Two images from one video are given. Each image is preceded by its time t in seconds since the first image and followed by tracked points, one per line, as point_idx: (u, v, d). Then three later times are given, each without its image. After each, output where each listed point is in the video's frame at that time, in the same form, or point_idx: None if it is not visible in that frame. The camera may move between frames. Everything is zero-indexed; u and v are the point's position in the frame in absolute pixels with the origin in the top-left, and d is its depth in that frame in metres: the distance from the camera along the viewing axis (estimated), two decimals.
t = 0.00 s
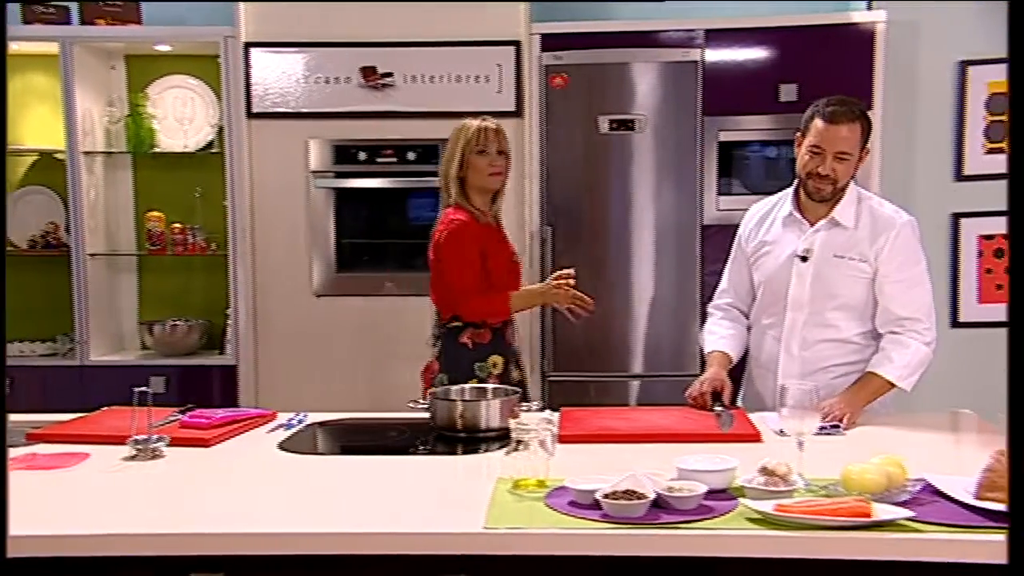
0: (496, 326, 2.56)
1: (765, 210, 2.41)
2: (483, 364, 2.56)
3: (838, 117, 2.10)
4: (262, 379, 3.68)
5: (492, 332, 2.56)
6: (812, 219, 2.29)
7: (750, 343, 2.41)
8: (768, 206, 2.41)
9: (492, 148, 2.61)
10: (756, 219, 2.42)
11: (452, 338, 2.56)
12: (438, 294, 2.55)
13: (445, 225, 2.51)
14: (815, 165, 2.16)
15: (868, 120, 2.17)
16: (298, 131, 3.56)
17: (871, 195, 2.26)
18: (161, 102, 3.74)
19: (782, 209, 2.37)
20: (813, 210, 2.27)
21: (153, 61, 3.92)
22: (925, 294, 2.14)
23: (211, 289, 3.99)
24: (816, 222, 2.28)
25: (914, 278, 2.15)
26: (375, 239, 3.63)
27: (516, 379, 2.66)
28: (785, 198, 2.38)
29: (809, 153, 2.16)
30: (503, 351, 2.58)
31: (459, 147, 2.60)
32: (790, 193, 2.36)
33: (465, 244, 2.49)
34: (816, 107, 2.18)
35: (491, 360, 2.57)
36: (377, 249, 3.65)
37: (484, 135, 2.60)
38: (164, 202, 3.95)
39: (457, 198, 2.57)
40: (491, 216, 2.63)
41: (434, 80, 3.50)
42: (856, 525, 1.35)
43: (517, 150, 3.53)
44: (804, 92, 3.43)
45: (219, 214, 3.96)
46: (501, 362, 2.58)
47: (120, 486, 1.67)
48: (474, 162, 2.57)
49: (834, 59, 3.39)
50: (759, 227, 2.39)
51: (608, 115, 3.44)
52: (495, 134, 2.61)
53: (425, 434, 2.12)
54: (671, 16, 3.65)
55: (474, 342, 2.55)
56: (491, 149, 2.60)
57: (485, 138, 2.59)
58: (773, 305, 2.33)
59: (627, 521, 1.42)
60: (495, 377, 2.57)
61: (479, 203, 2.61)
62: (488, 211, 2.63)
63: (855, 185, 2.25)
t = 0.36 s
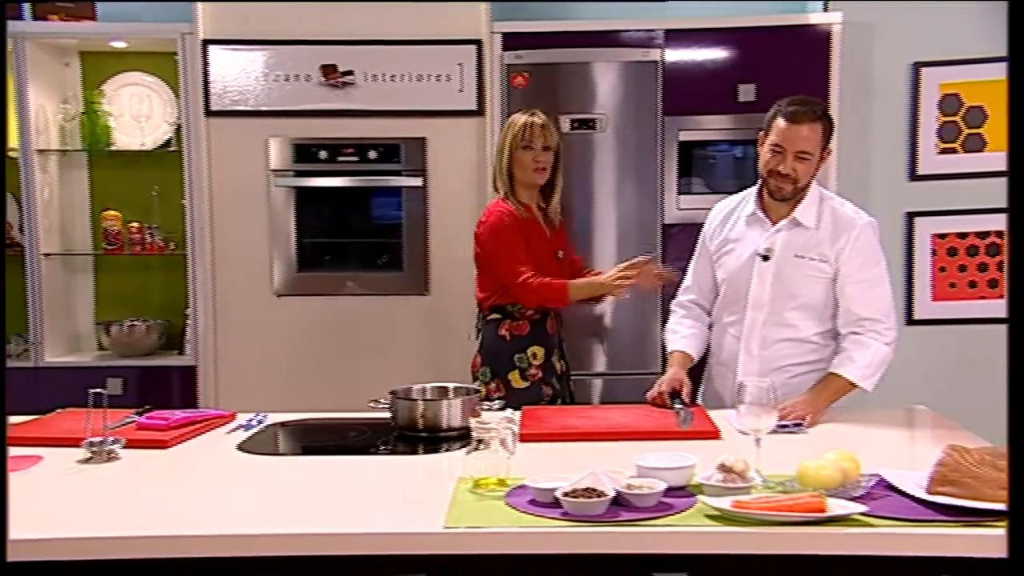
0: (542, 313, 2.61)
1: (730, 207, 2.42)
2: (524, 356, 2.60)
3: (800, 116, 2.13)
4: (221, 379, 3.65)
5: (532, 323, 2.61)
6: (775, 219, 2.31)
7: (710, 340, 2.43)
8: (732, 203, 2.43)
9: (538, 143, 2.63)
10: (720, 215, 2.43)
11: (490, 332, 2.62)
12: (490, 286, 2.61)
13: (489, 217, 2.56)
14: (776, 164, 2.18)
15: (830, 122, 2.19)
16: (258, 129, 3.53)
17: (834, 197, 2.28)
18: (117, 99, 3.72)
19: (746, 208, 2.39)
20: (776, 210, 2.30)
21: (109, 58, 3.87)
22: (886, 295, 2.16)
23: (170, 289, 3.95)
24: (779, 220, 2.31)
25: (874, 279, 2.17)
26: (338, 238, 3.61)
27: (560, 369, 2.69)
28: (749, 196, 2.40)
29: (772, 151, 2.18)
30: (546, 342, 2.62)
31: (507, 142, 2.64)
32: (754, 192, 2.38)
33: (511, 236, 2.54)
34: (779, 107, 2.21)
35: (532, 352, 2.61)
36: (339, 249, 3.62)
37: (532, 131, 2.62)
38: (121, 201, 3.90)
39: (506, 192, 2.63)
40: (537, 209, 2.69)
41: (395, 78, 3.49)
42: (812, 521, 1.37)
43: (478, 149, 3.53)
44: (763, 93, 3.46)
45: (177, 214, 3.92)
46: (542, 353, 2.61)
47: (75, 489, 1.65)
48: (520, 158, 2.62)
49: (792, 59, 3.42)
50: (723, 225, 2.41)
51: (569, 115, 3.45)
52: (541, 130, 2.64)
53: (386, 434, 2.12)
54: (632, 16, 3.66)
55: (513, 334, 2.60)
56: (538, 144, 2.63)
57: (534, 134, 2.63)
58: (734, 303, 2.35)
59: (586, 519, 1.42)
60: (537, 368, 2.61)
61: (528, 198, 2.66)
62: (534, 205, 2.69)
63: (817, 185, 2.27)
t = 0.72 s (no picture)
0: (574, 314, 2.61)
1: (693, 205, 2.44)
2: (557, 360, 2.59)
3: (763, 112, 2.17)
4: (181, 380, 3.61)
5: (564, 327, 2.61)
6: (738, 217, 2.33)
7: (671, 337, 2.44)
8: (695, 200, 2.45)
9: (564, 145, 2.60)
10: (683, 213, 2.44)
11: (523, 337, 2.61)
12: (518, 293, 2.62)
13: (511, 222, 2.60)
14: (739, 159, 2.22)
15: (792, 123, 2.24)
16: (219, 127, 3.50)
17: (795, 198, 2.30)
18: (74, 97, 3.65)
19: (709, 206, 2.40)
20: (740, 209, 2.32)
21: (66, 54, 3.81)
22: (843, 294, 2.19)
23: (131, 289, 3.90)
24: (745, 218, 2.32)
25: (833, 279, 2.20)
26: (302, 237, 3.59)
27: (592, 375, 2.67)
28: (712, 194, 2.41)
29: (734, 146, 2.22)
30: (577, 345, 2.62)
31: (530, 144, 2.61)
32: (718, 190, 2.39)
33: (531, 243, 2.57)
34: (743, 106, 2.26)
35: (564, 356, 2.60)
36: (302, 248, 3.60)
37: (559, 134, 2.58)
38: (78, 199, 3.84)
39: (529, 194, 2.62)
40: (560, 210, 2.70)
41: (358, 77, 3.48)
42: (772, 517, 1.38)
43: (442, 148, 3.53)
44: (724, 93, 3.48)
45: (137, 212, 3.87)
46: (575, 357, 2.60)
47: (31, 493, 1.62)
48: (544, 160, 2.59)
49: (754, 59, 3.45)
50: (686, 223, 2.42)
51: (533, 114, 3.45)
52: (566, 131, 2.60)
53: (349, 434, 2.11)
54: (594, 16, 3.67)
55: (546, 339, 2.59)
56: (564, 147, 2.59)
57: (560, 137, 2.59)
58: (696, 301, 2.36)
59: (548, 517, 1.43)
60: (570, 371, 2.59)
61: (551, 199, 2.66)
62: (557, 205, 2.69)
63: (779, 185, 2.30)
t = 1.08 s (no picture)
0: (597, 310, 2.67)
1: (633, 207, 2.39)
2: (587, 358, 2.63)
3: (710, 110, 2.16)
4: (147, 381, 3.57)
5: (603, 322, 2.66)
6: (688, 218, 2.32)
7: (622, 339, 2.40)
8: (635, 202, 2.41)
9: (583, 140, 2.73)
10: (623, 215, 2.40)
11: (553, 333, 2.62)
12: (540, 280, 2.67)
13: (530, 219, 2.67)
14: (688, 158, 2.21)
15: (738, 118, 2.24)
16: (185, 126, 3.47)
17: (740, 197, 2.34)
18: (35, 95, 3.59)
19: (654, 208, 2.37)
20: (688, 209, 2.32)
21: (26, 51, 3.76)
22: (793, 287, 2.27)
23: (95, 289, 3.86)
24: (694, 221, 2.31)
25: (784, 273, 2.27)
26: (269, 237, 3.56)
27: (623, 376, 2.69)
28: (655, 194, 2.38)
29: (683, 145, 2.21)
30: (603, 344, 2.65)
31: (550, 141, 2.73)
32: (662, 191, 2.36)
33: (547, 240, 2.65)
34: (689, 104, 2.24)
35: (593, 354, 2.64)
36: (269, 248, 3.57)
37: (579, 129, 2.72)
38: (39, 198, 3.79)
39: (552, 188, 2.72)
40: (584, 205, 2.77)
41: (325, 76, 3.46)
42: (737, 514, 1.39)
43: (410, 148, 3.52)
44: (692, 93, 3.49)
45: (101, 211, 3.83)
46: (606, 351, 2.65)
47: None
48: (565, 154, 2.71)
49: (720, 60, 3.47)
50: (629, 225, 2.36)
51: (501, 113, 3.45)
52: (585, 127, 2.75)
53: (316, 435, 2.10)
54: (562, 16, 3.68)
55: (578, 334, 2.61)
56: (583, 141, 2.73)
57: (580, 132, 2.73)
58: (649, 304, 2.33)
59: (515, 516, 1.43)
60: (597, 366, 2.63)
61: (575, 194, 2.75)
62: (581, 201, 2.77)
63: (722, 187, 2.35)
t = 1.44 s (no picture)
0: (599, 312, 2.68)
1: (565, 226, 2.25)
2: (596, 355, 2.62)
3: (636, 126, 2.05)
4: (119, 382, 3.55)
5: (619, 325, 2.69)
6: (629, 234, 2.24)
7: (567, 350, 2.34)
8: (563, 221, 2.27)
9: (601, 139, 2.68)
10: (551, 236, 2.25)
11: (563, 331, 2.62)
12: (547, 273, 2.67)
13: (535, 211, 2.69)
14: (621, 178, 2.08)
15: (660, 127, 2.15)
16: (158, 125, 3.45)
17: (660, 196, 2.31)
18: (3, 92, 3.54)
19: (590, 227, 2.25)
20: (624, 224, 2.23)
21: None
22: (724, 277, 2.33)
23: (66, 288, 3.82)
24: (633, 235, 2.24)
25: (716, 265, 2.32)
26: (243, 238, 3.55)
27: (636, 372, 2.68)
28: (586, 207, 2.24)
29: (613, 167, 2.08)
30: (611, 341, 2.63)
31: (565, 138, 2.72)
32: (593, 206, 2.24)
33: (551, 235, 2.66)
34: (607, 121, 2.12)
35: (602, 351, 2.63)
36: (243, 248, 3.55)
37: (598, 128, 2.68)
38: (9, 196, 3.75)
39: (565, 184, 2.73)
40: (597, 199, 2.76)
41: (299, 75, 3.44)
42: (709, 512, 1.40)
43: (385, 147, 3.51)
44: (666, 93, 3.50)
45: (72, 210, 3.80)
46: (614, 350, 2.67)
47: None
48: (580, 152, 2.68)
49: (693, 60, 3.48)
50: (567, 244, 2.23)
51: (476, 113, 3.45)
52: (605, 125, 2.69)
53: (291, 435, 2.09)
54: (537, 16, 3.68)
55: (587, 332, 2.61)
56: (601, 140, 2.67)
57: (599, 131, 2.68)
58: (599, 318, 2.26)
59: (489, 516, 1.43)
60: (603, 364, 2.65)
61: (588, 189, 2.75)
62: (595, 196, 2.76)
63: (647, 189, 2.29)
